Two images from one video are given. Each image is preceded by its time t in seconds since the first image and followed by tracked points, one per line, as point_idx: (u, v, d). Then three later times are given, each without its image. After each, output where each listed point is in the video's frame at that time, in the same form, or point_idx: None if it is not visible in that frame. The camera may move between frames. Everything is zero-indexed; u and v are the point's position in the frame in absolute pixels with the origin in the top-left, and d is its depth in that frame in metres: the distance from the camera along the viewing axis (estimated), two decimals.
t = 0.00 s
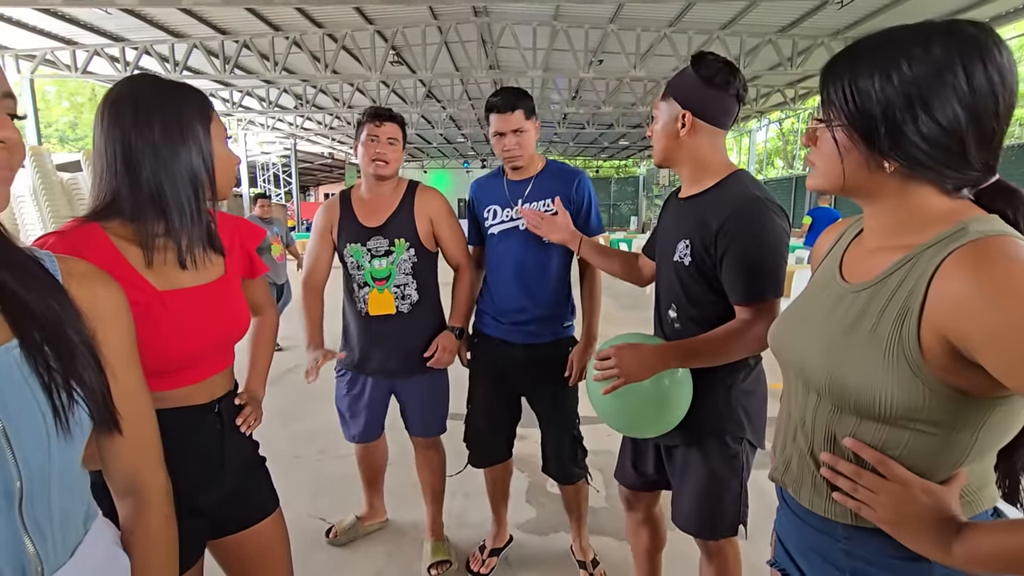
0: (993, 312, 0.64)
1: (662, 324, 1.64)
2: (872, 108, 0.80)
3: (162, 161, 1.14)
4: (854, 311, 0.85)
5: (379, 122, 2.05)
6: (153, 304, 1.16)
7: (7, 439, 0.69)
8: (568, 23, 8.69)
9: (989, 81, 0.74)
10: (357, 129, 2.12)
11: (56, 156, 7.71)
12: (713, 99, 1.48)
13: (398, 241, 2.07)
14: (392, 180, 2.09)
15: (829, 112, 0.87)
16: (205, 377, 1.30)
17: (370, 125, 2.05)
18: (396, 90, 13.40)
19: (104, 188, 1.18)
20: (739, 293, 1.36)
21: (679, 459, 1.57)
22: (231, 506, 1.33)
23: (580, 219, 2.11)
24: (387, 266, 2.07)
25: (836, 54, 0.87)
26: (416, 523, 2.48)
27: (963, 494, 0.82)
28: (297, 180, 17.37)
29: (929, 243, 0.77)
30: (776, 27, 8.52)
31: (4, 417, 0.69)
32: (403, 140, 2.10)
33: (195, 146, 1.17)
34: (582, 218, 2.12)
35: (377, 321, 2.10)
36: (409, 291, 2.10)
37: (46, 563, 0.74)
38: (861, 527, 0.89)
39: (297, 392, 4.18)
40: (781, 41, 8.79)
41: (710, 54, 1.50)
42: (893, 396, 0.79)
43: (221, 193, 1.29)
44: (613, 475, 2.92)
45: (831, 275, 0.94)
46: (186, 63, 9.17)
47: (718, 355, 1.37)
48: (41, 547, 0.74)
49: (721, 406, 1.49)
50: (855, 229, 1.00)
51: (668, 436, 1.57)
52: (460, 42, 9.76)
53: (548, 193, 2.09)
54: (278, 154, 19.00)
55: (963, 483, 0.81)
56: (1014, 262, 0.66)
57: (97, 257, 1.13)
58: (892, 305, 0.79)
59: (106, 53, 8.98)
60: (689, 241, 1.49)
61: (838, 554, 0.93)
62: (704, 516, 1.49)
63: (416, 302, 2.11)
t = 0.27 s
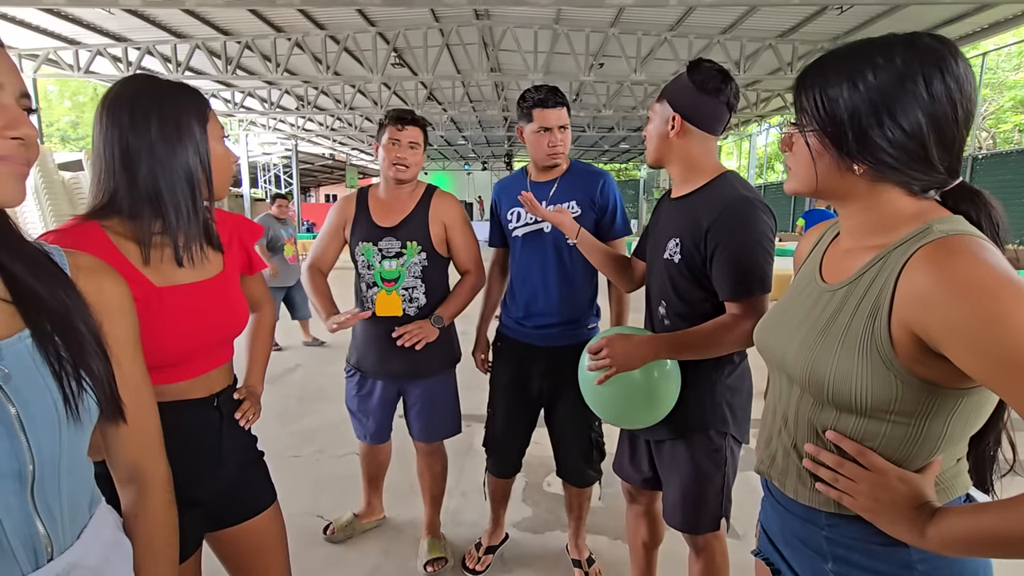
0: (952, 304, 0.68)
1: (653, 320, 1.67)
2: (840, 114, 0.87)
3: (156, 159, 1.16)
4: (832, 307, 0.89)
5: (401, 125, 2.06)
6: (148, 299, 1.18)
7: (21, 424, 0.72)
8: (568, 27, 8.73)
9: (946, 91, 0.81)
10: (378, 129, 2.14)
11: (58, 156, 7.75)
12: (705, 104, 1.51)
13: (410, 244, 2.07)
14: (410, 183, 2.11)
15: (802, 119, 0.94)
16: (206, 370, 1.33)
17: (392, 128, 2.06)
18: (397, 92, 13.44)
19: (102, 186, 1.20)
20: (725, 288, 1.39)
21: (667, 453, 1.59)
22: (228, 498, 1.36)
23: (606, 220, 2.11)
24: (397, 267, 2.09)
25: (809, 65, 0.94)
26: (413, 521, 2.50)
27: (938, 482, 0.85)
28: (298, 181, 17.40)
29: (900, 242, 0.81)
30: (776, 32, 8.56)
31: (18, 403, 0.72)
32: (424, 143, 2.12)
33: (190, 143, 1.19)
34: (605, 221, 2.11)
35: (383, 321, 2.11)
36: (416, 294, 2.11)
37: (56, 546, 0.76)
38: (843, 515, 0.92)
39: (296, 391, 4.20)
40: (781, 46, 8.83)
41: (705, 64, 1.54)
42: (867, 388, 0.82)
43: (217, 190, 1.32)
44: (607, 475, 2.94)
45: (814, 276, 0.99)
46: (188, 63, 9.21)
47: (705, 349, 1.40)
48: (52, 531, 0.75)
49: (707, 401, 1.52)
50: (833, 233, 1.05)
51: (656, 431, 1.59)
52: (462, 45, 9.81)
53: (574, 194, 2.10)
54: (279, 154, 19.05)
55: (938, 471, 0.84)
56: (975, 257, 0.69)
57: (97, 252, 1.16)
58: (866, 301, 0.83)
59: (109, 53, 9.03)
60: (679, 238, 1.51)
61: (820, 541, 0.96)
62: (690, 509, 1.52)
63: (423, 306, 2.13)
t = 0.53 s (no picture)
0: (938, 311, 0.68)
1: (645, 322, 1.68)
2: (824, 121, 0.88)
3: (146, 162, 1.17)
4: (820, 312, 0.89)
5: (418, 126, 2.07)
6: (142, 300, 1.19)
7: (13, 424, 0.72)
8: (569, 30, 8.76)
9: (927, 100, 0.82)
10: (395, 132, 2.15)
11: (59, 156, 7.77)
12: (693, 108, 1.52)
13: (423, 246, 2.08)
14: (427, 185, 2.11)
15: (787, 127, 0.96)
16: (199, 371, 1.33)
17: (409, 129, 2.07)
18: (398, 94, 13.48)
19: (97, 188, 1.21)
20: (711, 293, 1.39)
21: (657, 452, 1.61)
22: (220, 497, 1.36)
23: (626, 231, 2.11)
24: (409, 269, 2.10)
25: (795, 74, 0.96)
26: (408, 523, 2.50)
27: (920, 485, 0.86)
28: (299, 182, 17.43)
29: (888, 248, 0.81)
30: (776, 36, 8.57)
31: (11, 401, 0.72)
32: (441, 145, 2.12)
33: (184, 146, 1.20)
34: (627, 233, 2.10)
35: (394, 322, 2.12)
36: (427, 297, 2.11)
37: (46, 543, 0.76)
38: (828, 518, 0.92)
39: (294, 393, 4.20)
40: (782, 50, 8.85)
41: (695, 68, 1.54)
42: (853, 392, 0.83)
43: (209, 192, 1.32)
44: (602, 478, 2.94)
45: (801, 280, 1.00)
46: (190, 65, 9.24)
47: (688, 354, 1.40)
48: (42, 528, 0.76)
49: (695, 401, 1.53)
50: (819, 237, 1.06)
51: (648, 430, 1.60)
52: (463, 48, 9.83)
53: (595, 202, 2.09)
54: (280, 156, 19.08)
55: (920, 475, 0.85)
56: (961, 264, 0.70)
57: (92, 252, 1.17)
58: (853, 306, 0.83)
59: (112, 54, 9.07)
60: (669, 244, 1.52)
61: (806, 543, 0.96)
62: (678, 508, 1.53)
63: (433, 309, 2.13)
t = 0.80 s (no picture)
0: (942, 324, 0.68)
1: (644, 330, 1.68)
2: (822, 133, 0.88)
3: (142, 170, 1.17)
4: (822, 323, 0.89)
5: (425, 129, 2.06)
6: (140, 305, 1.19)
7: (9, 435, 0.72)
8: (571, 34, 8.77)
9: (927, 112, 0.82)
10: (404, 135, 2.15)
11: (62, 158, 7.79)
12: (692, 114, 1.52)
13: (433, 251, 2.08)
14: (436, 188, 2.11)
15: (788, 138, 0.96)
16: (198, 377, 1.33)
17: (417, 132, 2.07)
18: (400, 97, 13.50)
19: (94, 195, 1.21)
20: (707, 302, 1.38)
21: (655, 460, 1.60)
22: (217, 504, 1.36)
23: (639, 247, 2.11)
24: (418, 274, 2.09)
25: (796, 85, 0.96)
26: (407, 529, 2.49)
27: (918, 498, 0.85)
28: (300, 184, 17.45)
29: (891, 260, 0.81)
30: (778, 41, 8.58)
31: (7, 413, 0.72)
32: (450, 147, 2.11)
33: (178, 152, 1.20)
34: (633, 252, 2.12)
35: (400, 327, 2.10)
36: (435, 303, 2.11)
37: (40, 555, 0.76)
38: (826, 529, 0.92)
39: (294, 396, 4.20)
40: (783, 55, 8.86)
41: (695, 75, 1.54)
42: (855, 404, 0.82)
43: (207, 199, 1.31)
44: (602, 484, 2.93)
45: (801, 291, 0.99)
46: (192, 67, 9.27)
47: (681, 364, 1.40)
48: (37, 539, 0.76)
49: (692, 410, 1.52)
50: (820, 248, 1.06)
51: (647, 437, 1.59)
52: (465, 51, 9.86)
53: (612, 211, 2.09)
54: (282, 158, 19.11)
55: (919, 488, 0.84)
56: (966, 277, 0.70)
57: (90, 258, 1.17)
58: (856, 318, 0.83)
59: (115, 56, 9.09)
60: (667, 253, 1.52)
61: (804, 555, 0.96)
62: (674, 517, 1.52)
63: (441, 315, 2.12)
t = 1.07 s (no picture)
0: (948, 330, 0.68)
1: (646, 333, 1.69)
2: (823, 139, 0.89)
3: (142, 173, 1.18)
4: (826, 328, 0.90)
5: (422, 132, 2.08)
6: (144, 307, 1.20)
7: (19, 440, 0.72)
8: (572, 37, 8.78)
9: (929, 117, 0.82)
10: (401, 137, 2.15)
11: (64, 159, 7.81)
12: (697, 117, 1.52)
13: (435, 253, 2.08)
14: (433, 192, 2.11)
15: (789, 145, 0.97)
16: (200, 379, 1.33)
17: (414, 135, 2.07)
18: (401, 99, 13.53)
19: (98, 196, 1.22)
20: (710, 309, 1.38)
21: (655, 464, 1.61)
22: (219, 506, 1.35)
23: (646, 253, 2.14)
24: (419, 277, 2.08)
25: (797, 91, 0.96)
26: (408, 530, 2.49)
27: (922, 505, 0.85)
28: (301, 186, 17.47)
29: (895, 266, 0.82)
30: (778, 44, 8.61)
31: (17, 416, 0.72)
32: (447, 150, 2.12)
33: (175, 153, 1.20)
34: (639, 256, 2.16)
35: (400, 330, 2.09)
36: (437, 305, 2.10)
37: (48, 558, 0.76)
38: (828, 535, 0.92)
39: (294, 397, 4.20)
40: (784, 58, 8.88)
41: (699, 79, 1.54)
42: (858, 411, 0.82)
43: (206, 199, 1.31)
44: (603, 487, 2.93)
45: (805, 296, 1.00)
46: (194, 69, 9.30)
47: (683, 371, 1.38)
48: (45, 542, 0.76)
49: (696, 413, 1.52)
50: (824, 252, 1.06)
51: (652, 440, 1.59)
52: (466, 53, 9.88)
53: (621, 218, 2.10)
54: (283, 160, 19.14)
55: (923, 494, 0.84)
56: (972, 283, 0.70)
57: (93, 260, 1.17)
58: (860, 323, 0.83)
59: (117, 58, 9.13)
60: (671, 258, 1.53)
61: (806, 560, 0.96)
62: (674, 521, 1.52)
63: (443, 318, 2.12)
